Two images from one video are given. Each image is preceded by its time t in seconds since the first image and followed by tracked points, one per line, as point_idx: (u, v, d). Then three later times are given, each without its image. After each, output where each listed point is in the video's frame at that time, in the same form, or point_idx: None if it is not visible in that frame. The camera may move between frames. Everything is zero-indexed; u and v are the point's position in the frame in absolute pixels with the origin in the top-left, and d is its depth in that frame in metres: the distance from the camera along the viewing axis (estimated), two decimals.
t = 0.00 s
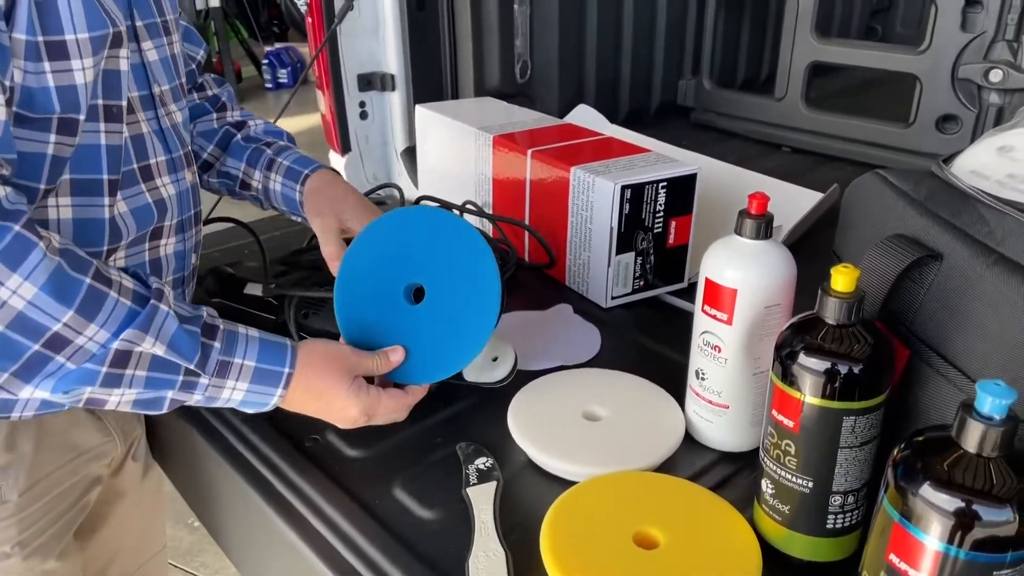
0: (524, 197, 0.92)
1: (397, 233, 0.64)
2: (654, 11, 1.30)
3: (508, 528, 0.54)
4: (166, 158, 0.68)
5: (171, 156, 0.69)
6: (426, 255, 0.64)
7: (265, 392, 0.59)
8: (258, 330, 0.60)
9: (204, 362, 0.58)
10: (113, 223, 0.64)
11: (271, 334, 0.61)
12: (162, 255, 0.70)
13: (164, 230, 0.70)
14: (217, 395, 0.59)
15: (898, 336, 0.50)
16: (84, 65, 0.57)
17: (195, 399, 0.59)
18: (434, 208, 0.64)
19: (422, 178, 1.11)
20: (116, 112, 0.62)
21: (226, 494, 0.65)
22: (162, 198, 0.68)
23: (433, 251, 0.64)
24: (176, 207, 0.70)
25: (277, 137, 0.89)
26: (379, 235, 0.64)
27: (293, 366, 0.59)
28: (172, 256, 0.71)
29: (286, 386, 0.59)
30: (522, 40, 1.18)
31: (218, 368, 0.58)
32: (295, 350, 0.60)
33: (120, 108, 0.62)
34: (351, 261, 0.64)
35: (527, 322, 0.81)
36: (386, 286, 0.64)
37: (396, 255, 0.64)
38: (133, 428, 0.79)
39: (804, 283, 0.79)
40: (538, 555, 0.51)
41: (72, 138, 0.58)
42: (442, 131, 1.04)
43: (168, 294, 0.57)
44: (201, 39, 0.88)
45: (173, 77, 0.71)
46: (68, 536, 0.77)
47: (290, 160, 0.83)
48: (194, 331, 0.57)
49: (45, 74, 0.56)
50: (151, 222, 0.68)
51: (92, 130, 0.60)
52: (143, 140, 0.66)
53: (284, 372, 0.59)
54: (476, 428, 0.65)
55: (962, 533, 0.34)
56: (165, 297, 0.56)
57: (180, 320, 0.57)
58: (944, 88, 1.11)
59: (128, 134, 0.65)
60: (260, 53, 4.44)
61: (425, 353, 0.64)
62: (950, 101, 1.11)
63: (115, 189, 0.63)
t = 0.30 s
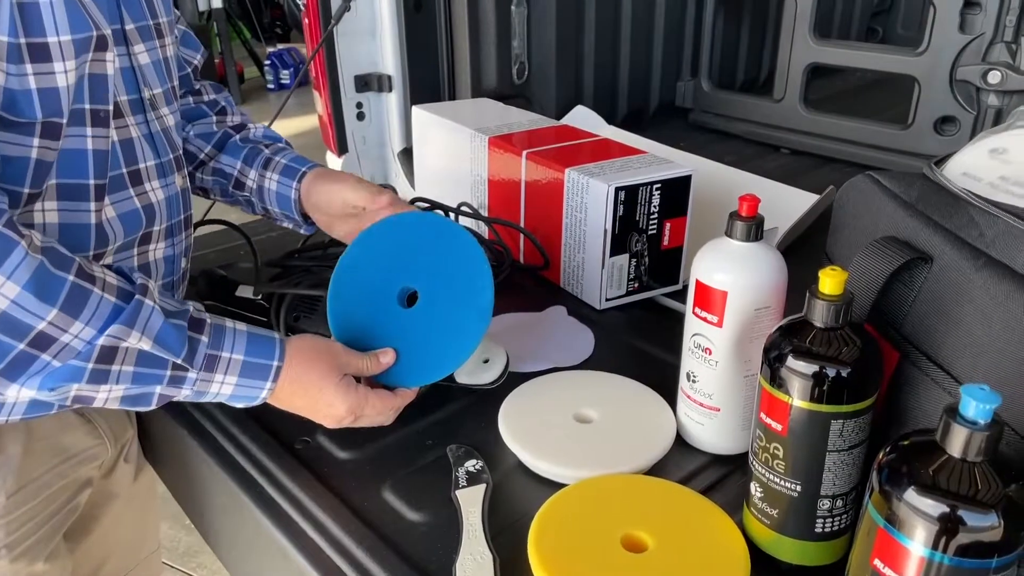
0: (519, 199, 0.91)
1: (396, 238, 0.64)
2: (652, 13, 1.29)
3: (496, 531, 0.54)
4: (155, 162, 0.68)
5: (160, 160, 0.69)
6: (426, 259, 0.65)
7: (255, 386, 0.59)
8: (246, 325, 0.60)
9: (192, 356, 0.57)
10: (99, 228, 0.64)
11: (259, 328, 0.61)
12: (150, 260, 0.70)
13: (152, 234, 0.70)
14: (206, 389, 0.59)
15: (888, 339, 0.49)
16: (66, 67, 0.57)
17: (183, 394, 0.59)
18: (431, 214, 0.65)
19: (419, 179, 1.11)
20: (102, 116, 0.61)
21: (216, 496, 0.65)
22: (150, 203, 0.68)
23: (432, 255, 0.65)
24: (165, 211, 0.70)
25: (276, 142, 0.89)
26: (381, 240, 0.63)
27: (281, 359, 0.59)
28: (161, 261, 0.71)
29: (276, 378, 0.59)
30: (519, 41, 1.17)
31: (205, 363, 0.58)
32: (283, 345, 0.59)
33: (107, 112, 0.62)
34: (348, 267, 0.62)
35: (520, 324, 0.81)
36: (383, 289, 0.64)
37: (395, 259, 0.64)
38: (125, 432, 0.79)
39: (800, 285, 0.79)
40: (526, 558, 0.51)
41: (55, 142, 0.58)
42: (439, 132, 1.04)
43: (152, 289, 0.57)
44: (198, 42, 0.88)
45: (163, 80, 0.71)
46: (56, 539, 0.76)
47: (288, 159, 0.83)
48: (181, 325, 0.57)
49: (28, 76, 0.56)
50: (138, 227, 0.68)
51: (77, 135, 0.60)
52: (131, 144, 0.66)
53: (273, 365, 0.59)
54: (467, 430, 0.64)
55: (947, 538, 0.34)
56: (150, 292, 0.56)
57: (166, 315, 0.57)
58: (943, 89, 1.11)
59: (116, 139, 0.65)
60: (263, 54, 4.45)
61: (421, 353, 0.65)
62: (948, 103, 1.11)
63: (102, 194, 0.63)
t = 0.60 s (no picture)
0: (517, 201, 0.92)
1: (401, 250, 0.66)
2: (652, 15, 1.30)
3: (491, 532, 0.54)
4: (155, 165, 0.69)
5: (160, 163, 0.69)
6: (428, 269, 0.66)
7: (254, 382, 0.59)
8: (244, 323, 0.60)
9: (192, 353, 0.58)
10: (99, 231, 0.64)
11: (257, 327, 0.61)
12: (150, 262, 0.71)
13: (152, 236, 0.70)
14: (205, 386, 0.59)
15: (880, 342, 0.49)
16: (67, 69, 0.58)
17: (182, 391, 0.59)
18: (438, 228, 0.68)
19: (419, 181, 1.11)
20: (102, 118, 0.62)
21: (212, 497, 0.65)
22: (150, 206, 0.69)
23: (440, 266, 0.66)
24: (165, 213, 0.70)
25: (270, 159, 0.88)
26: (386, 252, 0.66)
27: (280, 356, 0.59)
28: (160, 262, 0.72)
29: (274, 375, 0.59)
30: (519, 43, 1.18)
31: (205, 359, 0.58)
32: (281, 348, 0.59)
33: (106, 115, 0.62)
34: (353, 273, 0.64)
35: (518, 326, 0.81)
36: (384, 296, 0.65)
37: (398, 268, 0.66)
38: (123, 433, 0.79)
39: (796, 287, 0.79)
40: (519, 559, 0.51)
41: (56, 143, 0.59)
42: (438, 134, 1.04)
43: (152, 287, 0.58)
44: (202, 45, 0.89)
45: (166, 83, 0.71)
46: (54, 539, 0.77)
47: (275, 183, 0.82)
48: (181, 321, 0.57)
49: (29, 77, 0.57)
50: (137, 229, 0.68)
51: (77, 137, 0.60)
52: (131, 147, 0.66)
53: (272, 362, 0.59)
54: (463, 431, 0.65)
55: (934, 541, 0.34)
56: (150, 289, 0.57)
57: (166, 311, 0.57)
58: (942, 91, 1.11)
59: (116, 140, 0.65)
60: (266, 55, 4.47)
61: (421, 358, 0.65)
62: (948, 105, 1.11)
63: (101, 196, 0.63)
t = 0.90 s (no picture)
0: (515, 202, 0.92)
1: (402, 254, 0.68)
2: (651, 17, 1.30)
3: (487, 531, 0.54)
4: (157, 166, 0.69)
5: (162, 164, 0.70)
6: (428, 269, 0.67)
7: (258, 380, 0.60)
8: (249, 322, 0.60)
9: (197, 351, 0.58)
10: (102, 230, 0.65)
11: (262, 326, 0.61)
12: (154, 262, 0.71)
13: (155, 237, 0.70)
14: (210, 384, 0.60)
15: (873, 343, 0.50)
16: (73, 72, 0.58)
17: (188, 389, 0.59)
18: (440, 232, 0.69)
19: (418, 181, 1.12)
20: (106, 120, 0.62)
21: (211, 496, 0.65)
22: (152, 206, 0.69)
23: (439, 266, 0.67)
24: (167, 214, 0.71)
25: (268, 162, 0.89)
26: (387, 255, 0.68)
27: (285, 354, 0.60)
28: (163, 263, 0.72)
29: (278, 374, 0.60)
30: (518, 44, 1.18)
31: (210, 357, 0.59)
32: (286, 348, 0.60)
33: (110, 117, 0.62)
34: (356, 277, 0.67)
35: (514, 326, 0.82)
36: (385, 298, 0.67)
37: (399, 270, 0.68)
38: (124, 433, 0.80)
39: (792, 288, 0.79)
40: (515, 558, 0.51)
41: (62, 145, 0.59)
42: (437, 135, 1.05)
43: (158, 286, 0.58)
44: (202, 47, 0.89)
45: (169, 85, 0.72)
46: (56, 537, 0.77)
47: (271, 186, 0.82)
48: (187, 320, 0.58)
49: (36, 80, 0.57)
50: (140, 230, 0.69)
51: (82, 139, 0.61)
52: (134, 148, 0.67)
53: (275, 360, 0.59)
54: (460, 431, 0.65)
55: (923, 539, 0.34)
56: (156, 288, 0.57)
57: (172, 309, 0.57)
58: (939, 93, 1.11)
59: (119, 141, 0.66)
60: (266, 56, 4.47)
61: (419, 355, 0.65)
62: (945, 107, 1.11)
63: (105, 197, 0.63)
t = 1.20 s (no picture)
0: (513, 202, 0.93)
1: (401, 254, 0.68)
2: (648, 18, 1.30)
3: (482, 528, 0.55)
4: (158, 165, 0.69)
5: (163, 163, 0.70)
6: (427, 270, 0.68)
7: (256, 379, 0.60)
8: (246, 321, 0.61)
9: (194, 349, 0.59)
10: (103, 230, 0.65)
11: (259, 325, 0.62)
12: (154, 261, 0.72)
13: (156, 236, 0.71)
14: (207, 382, 0.60)
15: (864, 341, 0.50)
16: (75, 73, 0.59)
17: (185, 387, 0.60)
18: (438, 232, 0.70)
19: (416, 181, 1.12)
20: (108, 120, 0.63)
21: (210, 493, 0.66)
22: (153, 206, 0.69)
23: (437, 265, 0.68)
24: (166, 214, 0.71)
25: (268, 162, 0.89)
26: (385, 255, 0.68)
27: (281, 354, 0.60)
28: (164, 263, 0.73)
29: (275, 372, 0.60)
30: (515, 45, 1.19)
31: (208, 355, 0.59)
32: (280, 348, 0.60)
33: (111, 117, 0.63)
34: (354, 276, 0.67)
35: (511, 325, 0.82)
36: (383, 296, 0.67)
37: (398, 270, 0.68)
38: (124, 430, 0.80)
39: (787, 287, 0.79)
40: (510, 554, 0.52)
41: (63, 145, 0.60)
42: (435, 135, 1.05)
43: (157, 285, 0.59)
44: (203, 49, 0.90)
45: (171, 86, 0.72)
46: (57, 534, 0.78)
47: (273, 185, 0.83)
48: (184, 318, 0.58)
49: (38, 81, 0.58)
50: (141, 230, 0.69)
51: (84, 139, 0.61)
52: (135, 148, 0.67)
53: (272, 359, 0.60)
54: (456, 429, 0.65)
55: (910, 533, 0.35)
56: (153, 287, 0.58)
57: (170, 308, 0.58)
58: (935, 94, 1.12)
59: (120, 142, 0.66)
60: (265, 57, 4.48)
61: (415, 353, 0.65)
62: (940, 108, 1.12)
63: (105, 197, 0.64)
